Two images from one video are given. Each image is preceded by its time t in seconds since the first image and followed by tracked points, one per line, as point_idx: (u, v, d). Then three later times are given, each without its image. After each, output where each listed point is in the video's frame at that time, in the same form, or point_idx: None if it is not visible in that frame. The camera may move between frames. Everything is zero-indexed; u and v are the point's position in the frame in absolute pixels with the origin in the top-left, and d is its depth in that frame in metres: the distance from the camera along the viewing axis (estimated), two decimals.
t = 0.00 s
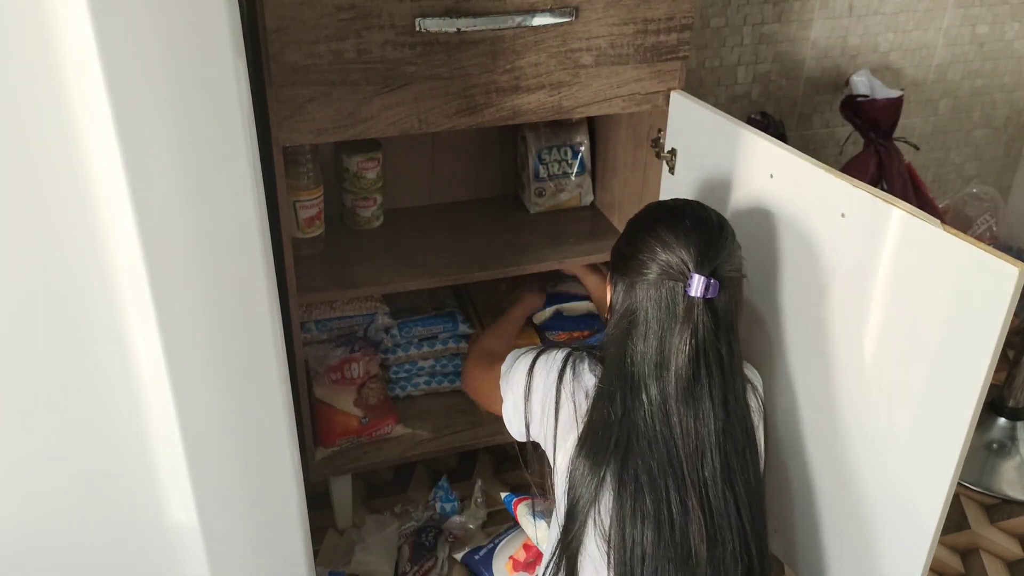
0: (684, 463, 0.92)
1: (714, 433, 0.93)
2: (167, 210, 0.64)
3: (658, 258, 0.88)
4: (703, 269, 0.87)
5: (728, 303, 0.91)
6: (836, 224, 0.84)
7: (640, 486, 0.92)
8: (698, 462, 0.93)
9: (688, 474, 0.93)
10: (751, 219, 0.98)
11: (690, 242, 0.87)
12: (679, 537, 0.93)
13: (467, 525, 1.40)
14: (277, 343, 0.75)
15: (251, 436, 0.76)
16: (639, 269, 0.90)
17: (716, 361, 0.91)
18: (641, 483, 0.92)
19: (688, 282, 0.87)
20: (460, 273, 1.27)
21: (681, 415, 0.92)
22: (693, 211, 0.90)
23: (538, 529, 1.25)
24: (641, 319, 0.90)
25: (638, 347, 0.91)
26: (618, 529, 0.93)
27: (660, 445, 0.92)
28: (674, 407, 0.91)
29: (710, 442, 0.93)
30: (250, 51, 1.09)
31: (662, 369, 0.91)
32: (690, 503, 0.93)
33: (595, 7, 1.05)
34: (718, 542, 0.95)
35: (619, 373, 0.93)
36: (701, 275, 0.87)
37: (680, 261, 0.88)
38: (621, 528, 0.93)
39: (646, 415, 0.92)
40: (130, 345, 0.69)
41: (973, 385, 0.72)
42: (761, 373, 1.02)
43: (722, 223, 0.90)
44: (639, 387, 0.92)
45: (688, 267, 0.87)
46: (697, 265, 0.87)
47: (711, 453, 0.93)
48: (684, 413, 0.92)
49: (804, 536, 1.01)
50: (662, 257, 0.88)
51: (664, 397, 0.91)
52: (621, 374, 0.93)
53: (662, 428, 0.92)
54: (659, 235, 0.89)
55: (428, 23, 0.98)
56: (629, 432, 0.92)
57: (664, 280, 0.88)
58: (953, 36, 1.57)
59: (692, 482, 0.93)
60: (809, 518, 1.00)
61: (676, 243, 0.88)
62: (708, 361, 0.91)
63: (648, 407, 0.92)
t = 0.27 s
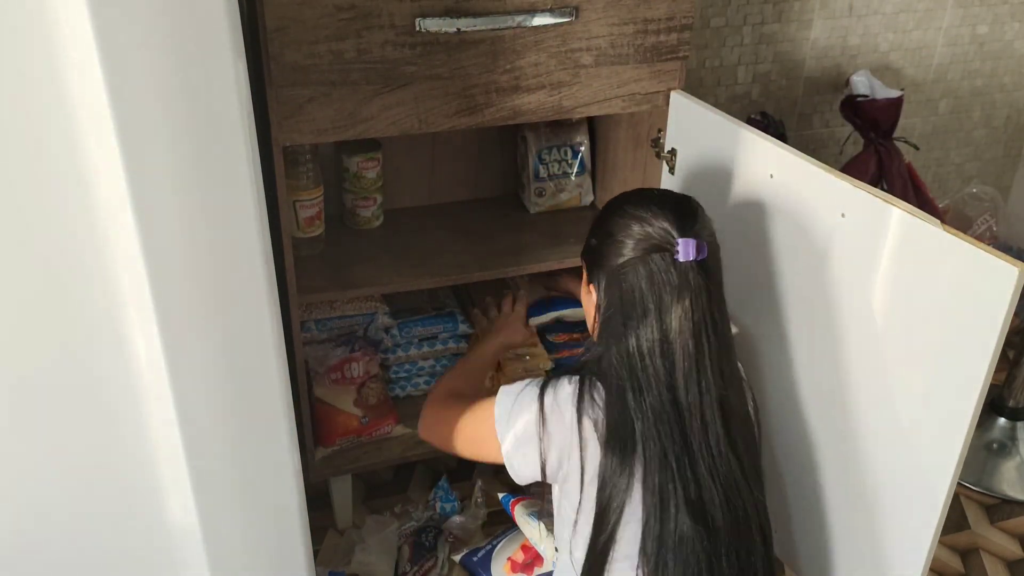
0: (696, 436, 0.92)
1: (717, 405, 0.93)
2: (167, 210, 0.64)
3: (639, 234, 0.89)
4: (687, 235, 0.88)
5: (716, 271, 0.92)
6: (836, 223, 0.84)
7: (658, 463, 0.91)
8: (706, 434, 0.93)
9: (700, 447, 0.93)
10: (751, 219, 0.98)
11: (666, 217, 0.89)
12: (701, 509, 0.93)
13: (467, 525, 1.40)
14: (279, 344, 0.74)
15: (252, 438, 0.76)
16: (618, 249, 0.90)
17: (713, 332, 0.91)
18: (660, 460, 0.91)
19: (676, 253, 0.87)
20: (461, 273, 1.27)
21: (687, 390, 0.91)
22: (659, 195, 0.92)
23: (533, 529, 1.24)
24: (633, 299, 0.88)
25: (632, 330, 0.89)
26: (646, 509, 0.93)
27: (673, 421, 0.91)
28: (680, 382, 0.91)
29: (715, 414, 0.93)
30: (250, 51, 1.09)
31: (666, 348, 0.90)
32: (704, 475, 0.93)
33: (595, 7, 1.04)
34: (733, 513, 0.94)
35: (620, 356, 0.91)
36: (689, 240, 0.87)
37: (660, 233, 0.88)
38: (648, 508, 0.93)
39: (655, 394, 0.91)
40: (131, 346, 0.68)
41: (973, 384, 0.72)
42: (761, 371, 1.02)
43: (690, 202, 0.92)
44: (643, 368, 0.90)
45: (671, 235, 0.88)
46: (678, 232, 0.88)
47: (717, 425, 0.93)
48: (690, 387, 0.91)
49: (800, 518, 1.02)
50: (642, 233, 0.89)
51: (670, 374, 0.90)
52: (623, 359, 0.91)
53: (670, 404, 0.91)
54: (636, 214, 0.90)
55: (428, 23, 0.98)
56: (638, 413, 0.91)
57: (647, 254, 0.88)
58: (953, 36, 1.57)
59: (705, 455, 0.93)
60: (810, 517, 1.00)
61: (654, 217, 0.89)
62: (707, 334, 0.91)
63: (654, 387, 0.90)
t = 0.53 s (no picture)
0: (717, 461, 0.85)
1: (734, 431, 0.86)
2: (167, 211, 0.64)
3: (633, 251, 0.84)
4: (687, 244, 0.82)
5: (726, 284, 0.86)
6: (836, 223, 0.84)
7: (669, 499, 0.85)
8: (724, 465, 0.85)
9: (717, 481, 0.85)
10: (753, 219, 0.98)
11: (659, 229, 0.84)
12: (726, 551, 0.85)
13: (467, 525, 1.41)
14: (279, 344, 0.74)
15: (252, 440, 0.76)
16: (614, 267, 0.85)
17: (724, 352, 0.85)
18: (671, 496, 0.85)
19: (673, 264, 0.82)
20: (461, 273, 1.27)
21: (698, 417, 0.84)
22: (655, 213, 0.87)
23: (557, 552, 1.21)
24: (628, 321, 0.83)
25: (627, 357, 0.84)
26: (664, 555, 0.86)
27: (688, 449, 0.84)
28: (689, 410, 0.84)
29: (732, 443, 0.85)
30: (250, 51, 1.09)
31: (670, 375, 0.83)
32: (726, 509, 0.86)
33: (595, 7, 1.04)
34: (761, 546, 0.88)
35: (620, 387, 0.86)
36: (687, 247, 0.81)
37: (653, 245, 0.83)
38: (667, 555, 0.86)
39: (660, 426, 0.84)
40: (132, 345, 0.68)
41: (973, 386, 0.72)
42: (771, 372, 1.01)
43: (688, 220, 0.88)
44: (644, 398, 0.84)
45: (664, 245, 0.82)
46: (674, 241, 0.83)
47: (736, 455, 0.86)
48: (702, 414, 0.84)
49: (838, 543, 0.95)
50: (637, 247, 0.83)
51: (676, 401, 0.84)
52: (623, 390, 0.85)
53: (679, 434, 0.84)
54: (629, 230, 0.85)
55: (428, 23, 0.98)
56: (642, 446, 0.85)
57: (643, 270, 0.83)
58: (953, 36, 1.57)
59: (728, 484, 0.85)
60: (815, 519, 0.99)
61: (648, 230, 0.84)
62: (716, 354, 0.84)
63: (659, 416, 0.84)
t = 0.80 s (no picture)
0: (717, 515, 0.82)
1: (736, 487, 0.82)
2: (166, 211, 0.63)
3: (644, 289, 0.81)
4: (701, 289, 0.78)
5: (745, 331, 0.81)
6: (836, 223, 0.84)
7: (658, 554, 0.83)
8: (721, 522, 0.82)
9: (713, 539, 0.82)
10: (753, 220, 0.98)
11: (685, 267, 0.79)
12: None
13: (467, 525, 1.40)
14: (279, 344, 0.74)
15: (253, 441, 0.75)
16: (628, 302, 0.82)
17: (732, 406, 0.81)
18: (659, 550, 0.83)
19: (688, 309, 0.78)
20: (461, 273, 1.27)
21: (695, 469, 0.82)
22: (690, 236, 0.83)
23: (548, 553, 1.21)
24: (632, 357, 0.83)
25: (628, 394, 0.84)
26: None
27: (684, 498, 0.82)
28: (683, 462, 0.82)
29: (734, 495, 0.82)
30: (249, 51, 1.09)
31: (667, 422, 0.82)
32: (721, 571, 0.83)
33: (595, 7, 1.04)
34: None
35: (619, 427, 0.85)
36: (700, 296, 0.77)
37: (674, 285, 0.79)
38: None
39: (653, 473, 0.83)
40: (132, 346, 0.67)
41: (973, 386, 0.71)
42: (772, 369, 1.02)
43: (716, 239, 0.82)
44: (642, 438, 0.83)
45: (684, 289, 0.78)
46: (696, 286, 0.78)
47: (736, 512, 0.83)
48: (698, 468, 0.82)
49: None
50: (649, 288, 0.80)
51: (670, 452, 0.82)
52: (621, 428, 0.85)
53: (671, 486, 0.83)
54: (641, 264, 0.81)
55: (428, 23, 0.98)
56: (635, 493, 0.84)
57: (658, 311, 0.80)
58: (953, 36, 1.57)
59: (726, 537, 0.83)
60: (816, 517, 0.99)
61: (663, 268, 0.79)
62: (722, 406, 0.81)
63: (652, 464, 0.83)
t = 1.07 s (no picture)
0: (711, 482, 0.91)
1: (734, 456, 0.91)
2: (168, 212, 0.62)
3: (672, 268, 0.86)
4: (725, 281, 0.84)
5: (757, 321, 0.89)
6: (836, 223, 0.84)
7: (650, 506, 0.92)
8: (713, 485, 0.91)
9: (704, 501, 0.92)
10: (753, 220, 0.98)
11: (713, 249, 0.84)
12: (692, 556, 0.93)
13: (467, 525, 1.41)
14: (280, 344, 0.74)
15: (253, 444, 0.74)
16: (654, 278, 0.87)
17: (737, 385, 0.89)
18: (653, 502, 0.92)
19: (709, 292, 0.85)
20: (461, 273, 1.27)
21: (697, 439, 0.90)
22: (715, 211, 0.88)
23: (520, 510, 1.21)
24: (654, 328, 0.89)
25: (643, 362, 0.90)
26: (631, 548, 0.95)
27: (685, 465, 0.91)
28: (687, 430, 0.90)
29: (729, 464, 0.91)
30: (249, 51, 1.09)
31: (676, 392, 0.90)
32: (704, 523, 0.93)
33: (595, 7, 1.04)
34: (735, 555, 0.94)
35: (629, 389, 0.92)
36: (724, 288, 0.84)
37: (700, 268, 0.85)
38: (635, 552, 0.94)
39: (658, 436, 0.91)
40: (132, 347, 0.67)
41: (974, 385, 0.72)
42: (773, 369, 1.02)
43: (744, 223, 0.87)
44: (653, 405, 0.91)
45: (709, 272, 0.84)
46: (721, 272, 0.84)
47: (729, 478, 0.91)
48: (703, 439, 0.90)
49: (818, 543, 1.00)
50: (677, 262, 0.86)
51: (676, 421, 0.90)
52: (632, 390, 0.92)
53: (675, 450, 0.90)
54: (672, 243, 0.86)
55: (428, 23, 0.98)
56: (638, 453, 0.92)
57: (682, 289, 0.86)
58: (953, 36, 1.57)
59: (715, 501, 0.92)
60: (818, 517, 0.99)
61: (693, 253, 0.85)
62: (729, 384, 0.89)
63: (659, 428, 0.91)
